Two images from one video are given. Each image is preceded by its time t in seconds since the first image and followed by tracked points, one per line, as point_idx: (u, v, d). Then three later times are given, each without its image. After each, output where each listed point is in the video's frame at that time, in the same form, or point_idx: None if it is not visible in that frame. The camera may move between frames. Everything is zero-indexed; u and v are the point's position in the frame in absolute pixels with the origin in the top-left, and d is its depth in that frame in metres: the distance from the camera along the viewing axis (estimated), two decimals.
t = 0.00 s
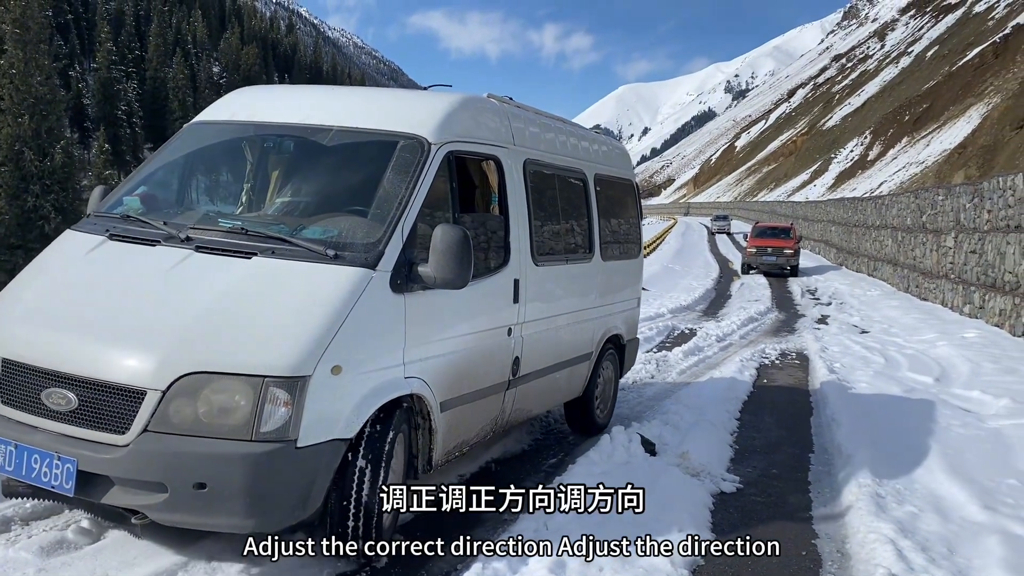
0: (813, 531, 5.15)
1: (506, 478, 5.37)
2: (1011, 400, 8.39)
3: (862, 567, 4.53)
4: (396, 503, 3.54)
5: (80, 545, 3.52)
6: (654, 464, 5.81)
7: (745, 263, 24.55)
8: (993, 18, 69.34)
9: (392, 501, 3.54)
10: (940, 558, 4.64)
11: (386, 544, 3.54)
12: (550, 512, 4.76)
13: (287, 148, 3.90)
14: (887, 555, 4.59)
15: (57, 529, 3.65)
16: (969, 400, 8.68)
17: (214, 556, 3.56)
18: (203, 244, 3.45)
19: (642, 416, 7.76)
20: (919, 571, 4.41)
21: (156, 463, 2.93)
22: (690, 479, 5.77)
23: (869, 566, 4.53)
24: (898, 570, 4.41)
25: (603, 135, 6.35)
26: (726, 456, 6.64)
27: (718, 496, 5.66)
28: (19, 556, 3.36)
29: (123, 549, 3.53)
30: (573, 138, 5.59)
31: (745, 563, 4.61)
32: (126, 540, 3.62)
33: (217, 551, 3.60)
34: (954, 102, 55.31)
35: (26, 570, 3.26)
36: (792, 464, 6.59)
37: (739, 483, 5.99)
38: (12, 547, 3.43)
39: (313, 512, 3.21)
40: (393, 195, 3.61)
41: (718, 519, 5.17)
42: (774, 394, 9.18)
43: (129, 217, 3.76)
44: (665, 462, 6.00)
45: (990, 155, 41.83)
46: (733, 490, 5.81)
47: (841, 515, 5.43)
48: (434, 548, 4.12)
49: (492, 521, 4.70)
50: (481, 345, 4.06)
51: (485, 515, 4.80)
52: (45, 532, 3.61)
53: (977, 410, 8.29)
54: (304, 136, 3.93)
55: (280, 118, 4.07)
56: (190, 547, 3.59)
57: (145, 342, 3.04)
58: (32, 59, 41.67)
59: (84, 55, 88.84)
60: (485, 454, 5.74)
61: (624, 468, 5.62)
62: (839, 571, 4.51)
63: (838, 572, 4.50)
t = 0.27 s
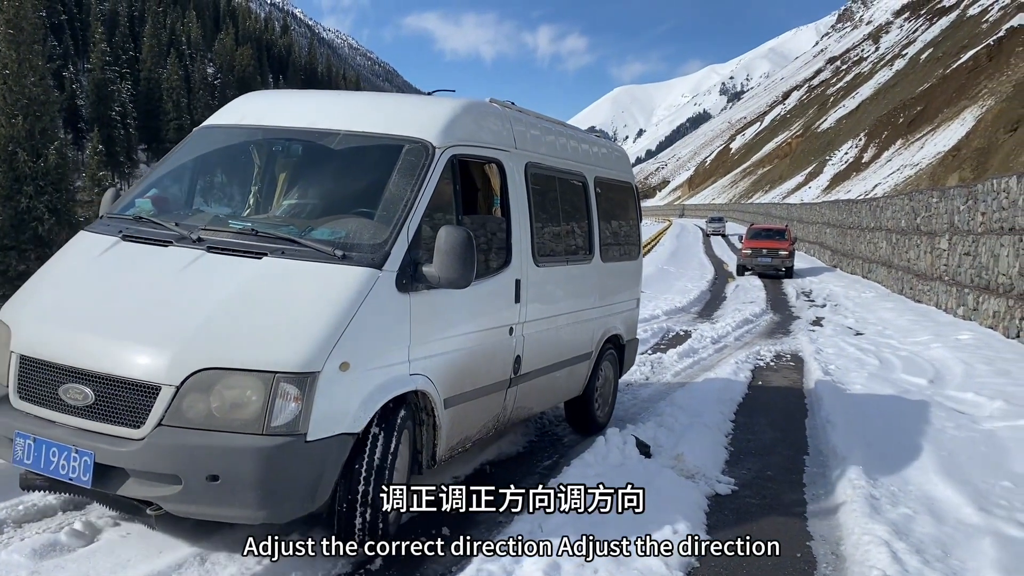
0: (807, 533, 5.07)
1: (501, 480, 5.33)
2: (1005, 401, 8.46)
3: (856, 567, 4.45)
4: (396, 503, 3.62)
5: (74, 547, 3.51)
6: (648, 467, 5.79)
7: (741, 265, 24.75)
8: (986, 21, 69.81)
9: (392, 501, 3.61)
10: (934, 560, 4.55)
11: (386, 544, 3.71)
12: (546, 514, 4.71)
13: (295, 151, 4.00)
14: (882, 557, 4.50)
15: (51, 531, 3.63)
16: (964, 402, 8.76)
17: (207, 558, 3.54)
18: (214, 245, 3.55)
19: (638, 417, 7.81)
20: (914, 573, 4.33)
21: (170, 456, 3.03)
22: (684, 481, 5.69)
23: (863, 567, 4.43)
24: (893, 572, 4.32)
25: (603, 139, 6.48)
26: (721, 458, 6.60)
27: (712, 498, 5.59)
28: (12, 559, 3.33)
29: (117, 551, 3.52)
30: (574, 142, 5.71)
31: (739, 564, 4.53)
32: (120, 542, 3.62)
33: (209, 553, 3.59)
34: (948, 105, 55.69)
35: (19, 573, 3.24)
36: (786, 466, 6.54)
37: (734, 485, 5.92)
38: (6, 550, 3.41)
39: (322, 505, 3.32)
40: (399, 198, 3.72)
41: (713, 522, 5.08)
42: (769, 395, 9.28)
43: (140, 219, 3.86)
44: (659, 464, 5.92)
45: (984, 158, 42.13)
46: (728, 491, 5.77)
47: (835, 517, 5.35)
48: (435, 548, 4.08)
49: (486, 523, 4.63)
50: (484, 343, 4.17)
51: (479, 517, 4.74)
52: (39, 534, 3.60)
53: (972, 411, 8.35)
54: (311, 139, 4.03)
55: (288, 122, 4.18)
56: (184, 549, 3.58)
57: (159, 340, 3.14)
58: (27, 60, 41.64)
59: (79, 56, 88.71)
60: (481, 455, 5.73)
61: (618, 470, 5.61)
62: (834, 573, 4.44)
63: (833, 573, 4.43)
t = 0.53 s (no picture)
0: (801, 534, 5.05)
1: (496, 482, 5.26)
2: (997, 403, 8.57)
3: (850, 568, 4.45)
4: (396, 504, 3.67)
5: (67, 549, 3.57)
6: (642, 468, 5.77)
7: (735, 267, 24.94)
8: (979, 23, 70.23)
9: (395, 498, 3.69)
10: (928, 561, 4.53)
11: (386, 545, 3.83)
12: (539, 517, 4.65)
13: (303, 155, 4.12)
14: (875, 559, 4.48)
15: (43, 533, 3.68)
16: (957, 404, 8.88)
17: (199, 560, 3.58)
18: (226, 245, 3.67)
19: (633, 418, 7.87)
20: (907, 574, 4.32)
21: (184, 449, 3.13)
22: (678, 483, 5.66)
23: (857, 569, 4.41)
24: (886, 574, 4.31)
25: (604, 143, 6.61)
26: (715, 460, 6.59)
27: (706, 500, 5.56)
28: (4, 561, 3.38)
29: (110, 552, 3.58)
30: (574, 146, 5.83)
31: (733, 566, 4.52)
32: (113, 544, 3.68)
33: (202, 555, 3.63)
34: (941, 107, 56.06)
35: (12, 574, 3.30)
36: (780, 468, 6.54)
37: (728, 487, 5.92)
38: None
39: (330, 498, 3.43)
40: (405, 200, 3.84)
41: (709, 526, 5.04)
42: (763, 397, 9.41)
43: (153, 220, 3.97)
44: (654, 466, 5.90)
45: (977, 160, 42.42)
46: (722, 493, 5.76)
47: (828, 519, 5.34)
48: (435, 548, 4.05)
49: (480, 525, 4.58)
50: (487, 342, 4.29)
51: (473, 519, 4.70)
52: (30, 536, 3.65)
53: (965, 413, 8.47)
54: (319, 143, 4.15)
55: (297, 126, 4.30)
56: (176, 550, 3.63)
57: (173, 337, 3.25)
58: (20, 60, 41.35)
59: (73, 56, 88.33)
60: (475, 457, 5.72)
61: (613, 471, 5.60)
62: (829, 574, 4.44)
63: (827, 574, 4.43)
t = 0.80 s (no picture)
0: (795, 536, 5.03)
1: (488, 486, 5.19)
2: (991, 406, 8.67)
3: (844, 570, 4.43)
4: (395, 504, 3.76)
5: (59, 553, 3.53)
6: (636, 470, 5.74)
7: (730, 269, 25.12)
8: (972, 27, 70.68)
9: (398, 494, 3.79)
10: (921, 564, 4.51)
11: (386, 544, 3.94)
12: (531, 518, 4.67)
13: (310, 160, 4.22)
14: (869, 561, 4.46)
15: (35, 537, 3.66)
16: (951, 406, 8.98)
17: (193, 564, 3.57)
18: (236, 248, 3.77)
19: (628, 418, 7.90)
20: None
21: (197, 444, 3.23)
22: (672, 486, 5.60)
23: (851, 572, 4.38)
24: None
25: (604, 148, 6.73)
26: (711, 462, 6.47)
27: (701, 502, 5.49)
28: None
29: (103, 555, 3.55)
30: (575, 150, 5.95)
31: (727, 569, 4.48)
32: (106, 547, 3.65)
33: (195, 559, 3.62)
34: (935, 111, 56.44)
35: None
36: (774, 469, 6.52)
37: (723, 490, 5.82)
38: None
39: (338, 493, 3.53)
40: (410, 204, 3.94)
41: (703, 529, 4.98)
42: (758, 399, 9.52)
43: (164, 223, 4.07)
44: (648, 468, 5.86)
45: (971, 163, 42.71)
46: (717, 496, 5.67)
47: (823, 520, 5.31)
48: (434, 548, 4.07)
49: (473, 530, 4.53)
50: (490, 342, 4.40)
51: (467, 524, 4.63)
52: (23, 540, 3.63)
53: (959, 416, 8.56)
54: (326, 148, 4.25)
55: (304, 131, 4.40)
56: (169, 554, 3.61)
57: (186, 336, 3.35)
58: (15, 61, 41.27)
59: (68, 57, 88.13)
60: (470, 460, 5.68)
61: (609, 471, 5.65)
62: None
63: None
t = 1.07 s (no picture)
0: (790, 538, 5.07)
1: (481, 490, 5.14)
2: (984, 408, 8.77)
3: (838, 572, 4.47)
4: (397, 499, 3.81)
5: (51, 556, 3.48)
6: (629, 473, 5.80)
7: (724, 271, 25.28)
8: (964, 30, 71.27)
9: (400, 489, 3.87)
10: (915, 566, 4.55)
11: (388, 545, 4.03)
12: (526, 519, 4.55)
13: (315, 164, 4.31)
14: (863, 564, 4.50)
15: (26, 541, 3.61)
16: (944, 408, 9.09)
17: (186, 567, 3.52)
18: (244, 250, 3.86)
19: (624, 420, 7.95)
20: None
21: (208, 441, 3.32)
22: (667, 488, 5.65)
23: (845, 575, 4.41)
24: None
25: (603, 151, 6.84)
26: (703, 464, 6.53)
27: (695, 505, 5.51)
28: None
29: (95, 559, 3.51)
30: (575, 154, 6.06)
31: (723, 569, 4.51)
32: (98, 550, 3.61)
33: (188, 562, 3.56)
34: (928, 114, 56.82)
35: None
36: (768, 472, 6.57)
37: (716, 492, 5.86)
38: None
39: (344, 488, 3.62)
40: (413, 207, 4.04)
41: (698, 531, 5.01)
42: (752, 401, 9.63)
43: (173, 226, 4.17)
44: (641, 471, 5.92)
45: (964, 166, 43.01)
46: (711, 498, 5.71)
47: (816, 523, 5.35)
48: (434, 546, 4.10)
49: (467, 532, 4.40)
50: (491, 343, 4.51)
51: (461, 525, 4.51)
52: (14, 544, 3.57)
53: (951, 418, 8.67)
54: (331, 153, 4.35)
55: (309, 136, 4.50)
56: (161, 557, 3.56)
57: (197, 335, 3.44)
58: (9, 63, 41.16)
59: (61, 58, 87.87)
60: (462, 463, 5.63)
61: (603, 474, 5.68)
62: None
63: None
